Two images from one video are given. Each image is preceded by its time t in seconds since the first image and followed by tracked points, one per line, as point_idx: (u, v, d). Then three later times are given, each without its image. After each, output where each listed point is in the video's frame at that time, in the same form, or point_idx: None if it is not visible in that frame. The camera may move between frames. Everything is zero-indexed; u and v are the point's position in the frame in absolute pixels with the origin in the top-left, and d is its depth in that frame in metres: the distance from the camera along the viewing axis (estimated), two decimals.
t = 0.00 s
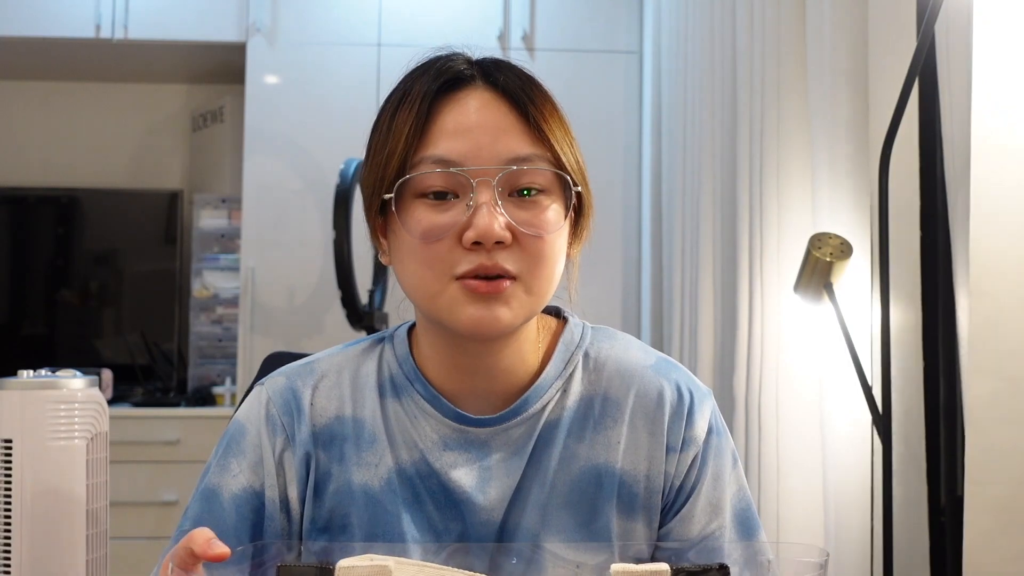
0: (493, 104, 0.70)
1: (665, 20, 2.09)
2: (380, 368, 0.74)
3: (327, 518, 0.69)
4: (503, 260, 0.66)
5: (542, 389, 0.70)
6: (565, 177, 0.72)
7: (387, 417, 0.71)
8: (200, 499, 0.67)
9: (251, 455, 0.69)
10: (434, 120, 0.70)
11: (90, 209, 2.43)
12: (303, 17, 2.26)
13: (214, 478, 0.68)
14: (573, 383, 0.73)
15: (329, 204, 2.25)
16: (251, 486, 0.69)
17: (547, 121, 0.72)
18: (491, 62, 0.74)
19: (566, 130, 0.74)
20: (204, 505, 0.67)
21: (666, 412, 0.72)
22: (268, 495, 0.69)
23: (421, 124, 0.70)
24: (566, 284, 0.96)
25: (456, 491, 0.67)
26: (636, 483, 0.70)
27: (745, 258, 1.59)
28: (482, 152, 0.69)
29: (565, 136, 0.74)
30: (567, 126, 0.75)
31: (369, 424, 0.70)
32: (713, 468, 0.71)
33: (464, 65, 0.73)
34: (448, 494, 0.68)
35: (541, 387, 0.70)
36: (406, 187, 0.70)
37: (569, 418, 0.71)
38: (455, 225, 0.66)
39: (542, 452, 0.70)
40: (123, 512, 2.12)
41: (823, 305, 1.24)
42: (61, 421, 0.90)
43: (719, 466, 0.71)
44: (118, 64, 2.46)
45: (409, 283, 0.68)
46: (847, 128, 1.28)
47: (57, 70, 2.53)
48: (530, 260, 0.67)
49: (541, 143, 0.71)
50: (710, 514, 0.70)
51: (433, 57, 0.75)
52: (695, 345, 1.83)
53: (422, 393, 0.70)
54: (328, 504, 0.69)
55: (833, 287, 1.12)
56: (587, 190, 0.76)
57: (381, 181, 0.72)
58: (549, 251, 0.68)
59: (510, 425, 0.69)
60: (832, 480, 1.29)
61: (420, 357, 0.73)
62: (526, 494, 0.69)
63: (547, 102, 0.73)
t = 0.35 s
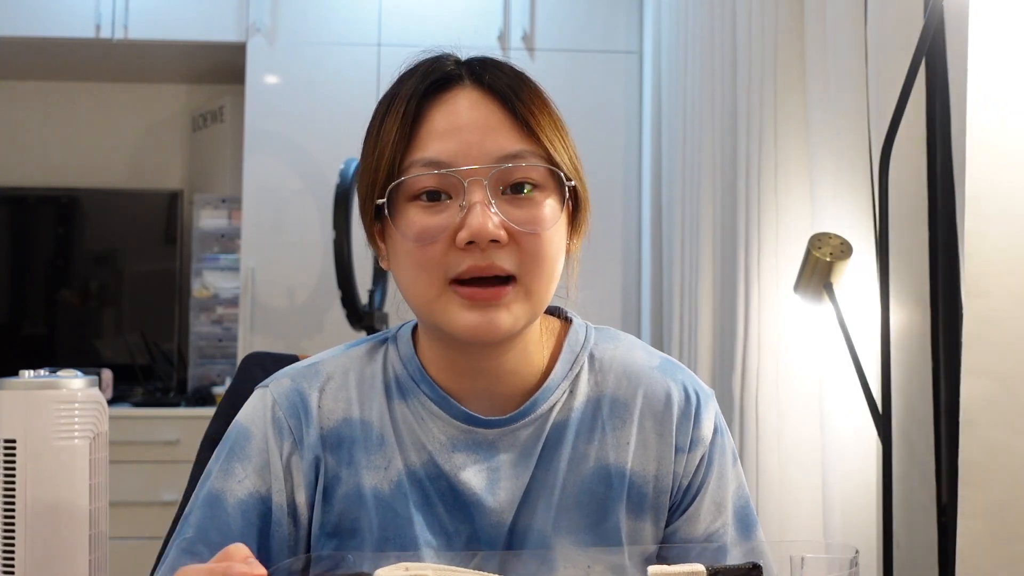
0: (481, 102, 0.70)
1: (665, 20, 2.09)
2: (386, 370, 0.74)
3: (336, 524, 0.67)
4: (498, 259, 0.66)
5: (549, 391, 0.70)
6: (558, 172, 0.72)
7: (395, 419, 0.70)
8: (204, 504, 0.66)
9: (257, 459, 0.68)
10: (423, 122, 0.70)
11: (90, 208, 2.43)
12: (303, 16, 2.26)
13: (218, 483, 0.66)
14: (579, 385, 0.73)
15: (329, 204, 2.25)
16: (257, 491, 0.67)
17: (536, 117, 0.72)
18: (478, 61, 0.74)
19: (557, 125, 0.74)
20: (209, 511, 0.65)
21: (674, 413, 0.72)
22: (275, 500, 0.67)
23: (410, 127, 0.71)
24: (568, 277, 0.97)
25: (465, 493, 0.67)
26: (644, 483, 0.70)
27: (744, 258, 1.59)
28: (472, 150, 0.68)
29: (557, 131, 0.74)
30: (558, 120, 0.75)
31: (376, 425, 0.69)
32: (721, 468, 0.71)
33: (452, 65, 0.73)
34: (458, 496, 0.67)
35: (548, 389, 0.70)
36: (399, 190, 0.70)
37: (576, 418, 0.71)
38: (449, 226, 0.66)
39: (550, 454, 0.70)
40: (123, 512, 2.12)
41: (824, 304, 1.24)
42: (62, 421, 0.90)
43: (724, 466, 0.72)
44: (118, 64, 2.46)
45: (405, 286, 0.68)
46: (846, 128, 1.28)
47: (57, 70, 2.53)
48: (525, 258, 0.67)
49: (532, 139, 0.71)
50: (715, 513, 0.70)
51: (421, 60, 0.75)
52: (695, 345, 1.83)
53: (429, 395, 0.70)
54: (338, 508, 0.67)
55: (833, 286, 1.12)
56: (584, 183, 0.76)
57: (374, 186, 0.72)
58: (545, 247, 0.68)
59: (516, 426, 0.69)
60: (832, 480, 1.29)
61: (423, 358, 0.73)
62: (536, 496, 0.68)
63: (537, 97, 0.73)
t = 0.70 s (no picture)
0: (496, 101, 0.70)
1: (665, 20, 2.09)
2: (393, 372, 0.74)
3: (346, 528, 0.67)
4: (514, 259, 0.66)
5: (558, 392, 0.71)
6: (573, 172, 0.72)
7: (404, 420, 0.70)
8: (211, 508, 0.65)
9: (265, 463, 0.67)
10: (438, 120, 0.70)
11: (90, 209, 2.43)
12: (303, 16, 2.26)
13: (226, 487, 0.66)
14: (587, 386, 0.73)
15: (329, 204, 2.25)
16: (266, 496, 0.67)
17: (551, 116, 0.72)
18: (493, 60, 0.74)
19: (571, 125, 0.74)
20: (218, 515, 0.65)
21: (682, 414, 0.73)
22: (284, 504, 0.67)
23: (425, 126, 0.70)
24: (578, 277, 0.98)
25: (476, 495, 0.67)
26: (652, 484, 0.70)
27: (744, 258, 1.59)
28: (489, 151, 0.68)
29: (570, 132, 0.74)
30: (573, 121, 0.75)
31: (386, 427, 0.70)
32: (727, 468, 0.72)
33: (465, 65, 0.73)
34: (468, 497, 0.68)
35: (557, 390, 0.70)
36: (413, 190, 0.70)
37: (586, 420, 0.71)
38: (464, 226, 0.66)
39: (560, 455, 0.70)
40: (123, 512, 2.12)
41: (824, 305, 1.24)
42: (62, 421, 0.90)
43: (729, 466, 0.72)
44: (118, 64, 2.46)
45: (419, 285, 0.68)
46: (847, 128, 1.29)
47: (57, 71, 2.53)
48: (542, 257, 0.67)
49: (546, 140, 0.71)
50: (720, 512, 0.71)
51: (434, 58, 0.75)
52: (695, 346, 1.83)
53: (438, 396, 0.70)
54: (347, 511, 0.67)
55: (834, 286, 1.13)
56: (597, 182, 0.76)
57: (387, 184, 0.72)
58: (560, 247, 0.68)
59: (526, 427, 0.69)
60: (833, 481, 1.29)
61: (431, 358, 0.73)
62: (547, 498, 0.68)
63: (552, 97, 0.73)
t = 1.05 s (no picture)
0: (510, 103, 0.70)
1: (665, 20, 2.09)
2: (395, 372, 0.74)
3: (349, 528, 0.67)
4: (526, 262, 0.66)
5: (562, 393, 0.71)
6: (584, 173, 0.72)
7: (407, 421, 0.71)
8: (214, 509, 0.65)
9: (268, 463, 0.67)
10: (451, 121, 0.70)
11: (90, 209, 2.43)
12: (303, 16, 2.26)
13: (227, 489, 0.66)
14: (590, 386, 0.73)
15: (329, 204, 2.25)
16: (268, 497, 0.67)
17: (564, 118, 0.72)
18: (505, 60, 0.73)
19: (582, 127, 0.74)
20: (221, 516, 0.65)
21: (685, 415, 0.73)
22: (286, 505, 0.67)
23: (437, 126, 0.70)
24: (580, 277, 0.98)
25: (479, 496, 0.67)
26: (655, 485, 0.71)
27: (744, 258, 1.59)
28: (503, 153, 0.68)
29: (582, 134, 0.74)
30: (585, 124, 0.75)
31: (390, 428, 0.70)
32: (728, 470, 0.72)
33: (477, 64, 0.73)
34: (471, 498, 0.68)
35: (561, 391, 0.71)
36: (425, 190, 0.70)
37: (589, 420, 0.71)
38: (477, 228, 0.66)
39: (563, 456, 0.70)
40: (122, 512, 2.12)
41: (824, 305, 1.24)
42: (64, 420, 0.90)
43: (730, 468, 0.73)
44: (117, 64, 2.46)
45: (430, 286, 0.68)
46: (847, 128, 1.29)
47: (56, 71, 2.53)
48: (553, 260, 0.68)
49: (559, 143, 0.71)
50: (721, 514, 0.71)
51: (445, 57, 0.74)
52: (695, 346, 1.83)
53: (442, 397, 0.70)
54: (351, 513, 0.67)
55: (833, 287, 1.13)
56: (608, 185, 0.76)
57: (398, 184, 0.72)
58: (571, 250, 0.69)
59: (531, 428, 0.69)
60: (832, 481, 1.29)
61: (434, 359, 0.73)
62: (550, 499, 0.68)
63: (564, 99, 0.73)
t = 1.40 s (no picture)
0: (518, 110, 0.70)
1: (665, 20, 2.09)
2: (393, 372, 0.74)
3: (345, 529, 0.67)
4: (533, 270, 0.66)
5: (560, 395, 0.71)
6: (588, 179, 0.72)
7: (404, 422, 0.71)
8: (210, 510, 0.65)
9: (265, 463, 0.67)
10: (459, 126, 0.69)
11: (89, 209, 2.43)
12: (303, 16, 2.26)
13: (225, 489, 0.66)
14: (588, 387, 0.73)
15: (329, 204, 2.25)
16: (265, 497, 0.67)
17: (569, 125, 0.72)
18: (512, 65, 0.73)
19: (587, 133, 0.74)
20: (217, 516, 0.65)
21: (683, 416, 0.73)
22: (283, 506, 0.67)
23: (444, 132, 0.69)
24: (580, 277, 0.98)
25: (476, 497, 0.67)
26: (653, 487, 0.71)
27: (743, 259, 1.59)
28: (511, 161, 0.68)
29: (586, 139, 0.74)
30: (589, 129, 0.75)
31: (388, 430, 0.70)
32: (727, 473, 0.72)
33: (482, 68, 0.73)
34: (468, 499, 0.68)
35: (559, 392, 0.71)
36: (432, 198, 0.69)
37: (586, 421, 0.72)
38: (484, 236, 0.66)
39: (560, 456, 0.70)
40: (123, 512, 2.12)
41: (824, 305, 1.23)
42: (63, 420, 0.90)
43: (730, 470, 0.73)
44: (117, 64, 2.46)
45: (436, 293, 0.68)
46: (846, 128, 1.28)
47: (56, 71, 2.53)
48: (560, 267, 0.68)
49: (565, 150, 0.71)
50: (720, 516, 0.71)
51: (451, 61, 0.74)
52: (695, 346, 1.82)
53: (440, 398, 0.70)
54: (347, 513, 0.67)
55: (833, 287, 1.12)
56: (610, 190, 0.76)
57: (403, 190, 0.71)
58: (576, 257, 0.69)
59: (528, 430, 0.69)
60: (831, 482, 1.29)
61: (432, 360, 0.73)
62: (546, 500, 0.68)
63: (569, 106, 0.73)
